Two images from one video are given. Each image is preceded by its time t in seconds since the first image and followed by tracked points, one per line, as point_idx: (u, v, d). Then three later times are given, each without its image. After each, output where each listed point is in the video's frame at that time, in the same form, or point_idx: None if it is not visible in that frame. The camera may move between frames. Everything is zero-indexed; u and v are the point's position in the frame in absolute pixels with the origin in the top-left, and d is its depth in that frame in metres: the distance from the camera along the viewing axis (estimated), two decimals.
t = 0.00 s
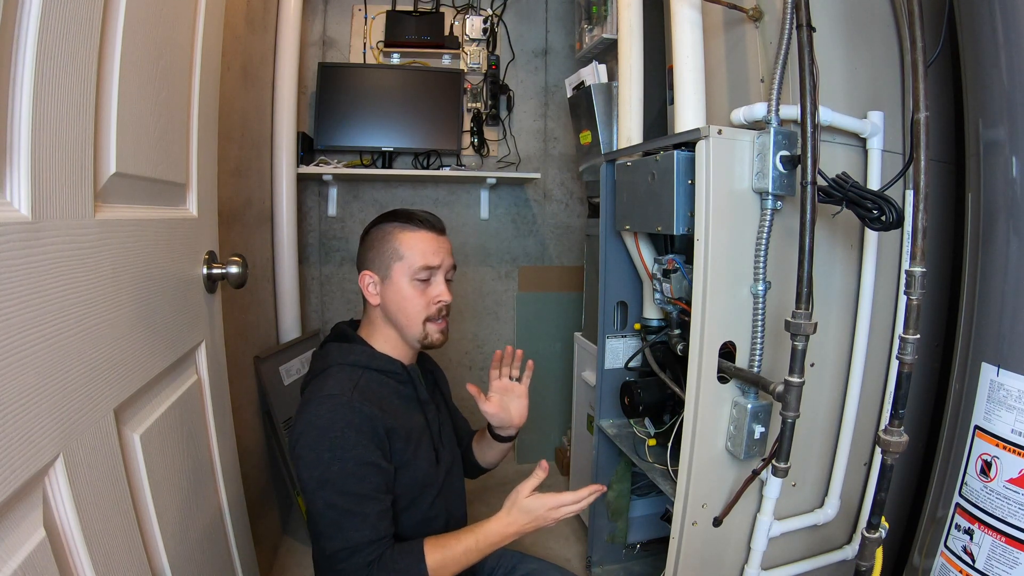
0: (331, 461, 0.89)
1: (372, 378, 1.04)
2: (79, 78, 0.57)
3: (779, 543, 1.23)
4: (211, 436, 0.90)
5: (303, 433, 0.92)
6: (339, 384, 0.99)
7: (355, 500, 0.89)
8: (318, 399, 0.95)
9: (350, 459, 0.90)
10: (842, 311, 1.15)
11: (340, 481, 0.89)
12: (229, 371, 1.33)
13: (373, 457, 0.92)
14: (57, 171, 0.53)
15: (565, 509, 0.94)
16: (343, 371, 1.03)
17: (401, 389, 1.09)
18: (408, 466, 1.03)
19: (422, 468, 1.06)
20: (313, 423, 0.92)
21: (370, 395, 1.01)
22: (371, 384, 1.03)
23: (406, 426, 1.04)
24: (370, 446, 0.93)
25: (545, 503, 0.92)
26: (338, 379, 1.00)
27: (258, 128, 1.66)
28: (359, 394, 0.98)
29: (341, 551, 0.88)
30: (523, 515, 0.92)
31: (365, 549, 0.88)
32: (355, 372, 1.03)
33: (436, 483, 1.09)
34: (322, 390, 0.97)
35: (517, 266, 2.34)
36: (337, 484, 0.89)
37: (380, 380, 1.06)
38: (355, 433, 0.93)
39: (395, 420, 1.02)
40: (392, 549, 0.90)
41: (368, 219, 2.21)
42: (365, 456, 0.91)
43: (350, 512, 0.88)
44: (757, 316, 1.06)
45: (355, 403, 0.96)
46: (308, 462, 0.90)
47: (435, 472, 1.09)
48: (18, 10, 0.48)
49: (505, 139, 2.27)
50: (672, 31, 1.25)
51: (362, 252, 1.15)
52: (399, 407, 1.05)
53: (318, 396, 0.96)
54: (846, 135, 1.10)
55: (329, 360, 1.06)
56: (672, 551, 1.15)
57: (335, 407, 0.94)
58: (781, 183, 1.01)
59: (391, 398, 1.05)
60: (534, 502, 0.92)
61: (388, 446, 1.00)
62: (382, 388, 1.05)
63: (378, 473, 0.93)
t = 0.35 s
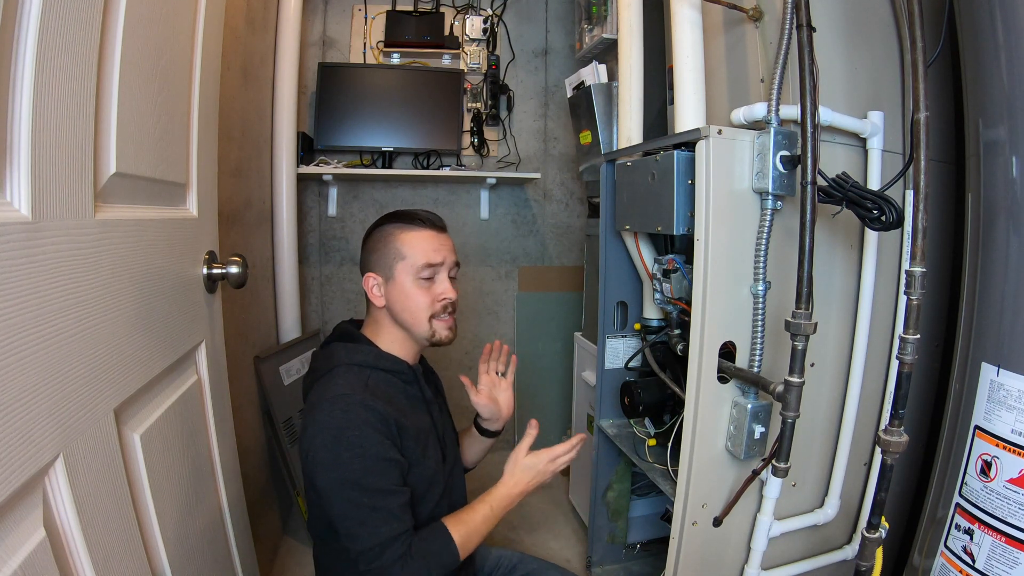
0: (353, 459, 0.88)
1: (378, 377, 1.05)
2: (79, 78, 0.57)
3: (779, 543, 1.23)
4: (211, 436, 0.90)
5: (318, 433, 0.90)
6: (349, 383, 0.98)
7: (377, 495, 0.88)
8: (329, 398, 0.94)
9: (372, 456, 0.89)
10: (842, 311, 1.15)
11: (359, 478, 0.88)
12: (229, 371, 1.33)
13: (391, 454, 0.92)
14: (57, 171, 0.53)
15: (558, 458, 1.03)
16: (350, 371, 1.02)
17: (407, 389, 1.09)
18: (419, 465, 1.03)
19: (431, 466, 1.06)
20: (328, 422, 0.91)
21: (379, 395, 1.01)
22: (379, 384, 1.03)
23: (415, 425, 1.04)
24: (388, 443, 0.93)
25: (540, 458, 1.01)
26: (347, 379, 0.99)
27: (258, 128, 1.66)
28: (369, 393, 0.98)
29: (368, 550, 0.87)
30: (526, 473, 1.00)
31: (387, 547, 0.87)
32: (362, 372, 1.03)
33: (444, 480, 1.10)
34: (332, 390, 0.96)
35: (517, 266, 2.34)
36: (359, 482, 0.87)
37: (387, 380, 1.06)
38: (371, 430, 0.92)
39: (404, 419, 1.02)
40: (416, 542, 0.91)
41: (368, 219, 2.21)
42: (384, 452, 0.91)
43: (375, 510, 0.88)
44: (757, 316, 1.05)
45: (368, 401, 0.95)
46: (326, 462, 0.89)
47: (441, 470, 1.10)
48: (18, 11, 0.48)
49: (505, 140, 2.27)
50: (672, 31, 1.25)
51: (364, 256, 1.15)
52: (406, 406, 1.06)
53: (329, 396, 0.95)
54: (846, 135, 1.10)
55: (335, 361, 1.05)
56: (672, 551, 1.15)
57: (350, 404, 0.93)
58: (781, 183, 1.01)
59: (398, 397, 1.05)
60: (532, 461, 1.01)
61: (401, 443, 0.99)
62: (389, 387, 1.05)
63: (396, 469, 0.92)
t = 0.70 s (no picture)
0: (365, 457, 0.88)
1: (383, 378, 1.04)
2: (79, 77, 0.57)
3: (779, 543, 1.23)
4: (211, 436, 0.90)
5: (327, 433, 0.90)
6: (355, 382, 0.98)
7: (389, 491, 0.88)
8: (336, 397, 0.94)
9: (384, 453, 0.89)
10: (842, 311, 1.15)
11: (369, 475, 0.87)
12: (229, 371, 1.33)
13: (400, 451, 0.92)
14: (57, 171, 0.53)
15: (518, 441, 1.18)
16: (356, 371, 1.01)
17: (411, 389, 1.09)
18: (423, 464, 1.03)
19: (434, 467, 1.06)
20: (336, 422, 0.90)
21: (384, 395, 1.01)
22: (384, 384, 1.03)
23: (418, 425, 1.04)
24: (395, 442, 0.93)
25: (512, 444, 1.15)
26: (353, 379, 0.99)
27: (258, 128, 1.66)
28: (375, 392, 0.98)
29: (391, 545, 0.86)
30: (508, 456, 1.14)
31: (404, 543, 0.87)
32: (367, 372, 1.03)
33: (446, 482, 1.10)
34: (339, 389, 0.96)
35: (517, 266, 2.34)
36: (374, 479, 0.87)
37: (391, 380, 1.06)
38: (379, 428, 0.92)
39: (408, 418, 1.02)
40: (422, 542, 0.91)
41: (368, 218, 2.21)
42: (394, 450, 0.91)
43: (390, 505, 0.87)
44: (757, 316, 1.05)
45: (375, 400, 0.95)
46: (336, 461, 0.88)
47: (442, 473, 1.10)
48: (18, 10, 0.48)
49: (505, 139, 2.27)
50: (672, 31, 1.25)
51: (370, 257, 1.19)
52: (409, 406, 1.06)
53: (335, 395, 0.94)
54: (846, 135, 1.10)
55: (339, 360, 1.05)
56: (672, 551, 1.15)
57: (359, 403, 0.93)
58: (781, 183, 1.01)
59: (402, 398, 1.05)
60: (513, 449, 1.15)
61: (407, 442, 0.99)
62: (393, 387, 1.05)
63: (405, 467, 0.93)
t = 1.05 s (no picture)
0: (368, 457, 0.88)
1: (388, 378, 1.04)
2: (79, 77, 0.57)
3: (779, 543, 1.23)
4: (211, 436, 0.90)
5: (331, 432, 0.90)
6: (360, 383, 0.98)
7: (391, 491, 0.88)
8: (341, 396, 0.94)
9: (387, 453, 0.90)
10: (842, 311, 1.15)
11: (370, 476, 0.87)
12: (229, 371, 1.33)
13: (403, 452, 0.93)
14: (56, 172, 0.53)
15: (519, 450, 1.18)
16: (361, 370, 1.01)
17: (416, 391, 1.09)
18: (426, 466, 1.03)
19: (435, 468, 1.06)
20: (341, 422, 0.90)
21: (388, 395, 1.01)
22: (388, 384, 1.03)
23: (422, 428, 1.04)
24: (399, 442, 0.93)
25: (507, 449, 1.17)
26: (358, 378, 0.99)
27: (258, 128, 1.66)
28: (380, 392, 0.98)
29: (392, 545, 0.86)
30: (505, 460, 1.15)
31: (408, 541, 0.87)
32: (373, 372, 1.03)
33: (448, 484, 1.10)
34: (344, 388, 0.96)
35: (517, 266, 2.34)
36: (376, 479, 0.87)
37: (395, 381, 1.06)
38: (383, 428, 0.92)
39: (411, 419, 1.02)
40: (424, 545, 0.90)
41: (368, 218, 2.21)
42: (397, 450, 0.91)
43: (391, 505, 0.87)
44: (757, 316, 1.05)
45: (379, 401, 0.95)
46: (339, 460, 0.88)
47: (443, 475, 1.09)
48: (18, 10, 0.48)
49: (505, 139, 2.27)
50: (672, 31, 1.25)
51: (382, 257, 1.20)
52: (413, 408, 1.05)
53: (340, 394, 0.94)
54: (846, 135, 1.10)
55: (345, 359, 1.05)
56: (672, 551, 1.15)
57: (364, 403, 0.93)
58: (781, 183, 1.01)
59: (406, 399, 1.05)
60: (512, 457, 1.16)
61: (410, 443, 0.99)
62: (397, 388, 1.05)
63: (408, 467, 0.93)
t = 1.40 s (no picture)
0: (361, 461, 0.88)
1: (391, 380, 1.04)
2: (79, 77, 0.57)
3: (779, 543, 1.23)
4: (211, 436, 0.90)
5: (329, 432, 0.90)
6: (362, 385, 0.98)
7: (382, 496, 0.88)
8: (341, 397, 0.94)
9: (380, 458, 0.89)
10: (842, 311, 1.15)
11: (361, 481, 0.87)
12: (229, 371, 1.33)
13: (398, 457, 0.92)
14: (57, 172, 0.53)
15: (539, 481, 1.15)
16: (364, 371, 1.01)
17: (419, 393, 1.09)
18: (425, 469, 1.03)
19: (435, 470, 1.06)
20: (339, 423, 0.90)
21: (390, 397, 1.01)
22: (391, 386, 1.03)
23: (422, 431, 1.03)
24: (395, 447, 0.93)
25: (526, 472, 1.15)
26: (360, 380, 0.99)
27: (258, 128, 1.66)
28: (382, 395, 0.98)
29: (376, 549, 0.86)
30: (520, 483, 1.13)
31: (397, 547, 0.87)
32: (377, 373, 1.03)
33: (449, 485, 1.10)
34: (345, 389, 0.96)
35: (517, 266, 2.34)
36: (367, 483, 0.87)
37: (398, 382, 1.05)
38: (379, 432, 0.91)
39: (413, 423, 1.02)
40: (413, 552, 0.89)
41: (368, 219, 2.21)
42: (392, 456, 0.91)
43: (383, 510, 0.87)
44: (757, 316, 1.06)
45: (381, 403, 0.95)
46: (333, 461, 0.88)
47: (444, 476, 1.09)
48: (18, 10, 0.48)
49: (505, 140, 2.27)
50: (672, 31, 1.25)
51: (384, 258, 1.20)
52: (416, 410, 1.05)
53: (341, 395, 0.95)
54: (846, 135, 1.10)
55: (350, 358, 1.05)
56: (672, 551, 1.15)
57: (362, 406, 0.93)
58: (781, 183, 1.01)
59: (409, 401, 1.05)
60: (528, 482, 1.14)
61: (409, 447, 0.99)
62: (399, 390, 1.05)
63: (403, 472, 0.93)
